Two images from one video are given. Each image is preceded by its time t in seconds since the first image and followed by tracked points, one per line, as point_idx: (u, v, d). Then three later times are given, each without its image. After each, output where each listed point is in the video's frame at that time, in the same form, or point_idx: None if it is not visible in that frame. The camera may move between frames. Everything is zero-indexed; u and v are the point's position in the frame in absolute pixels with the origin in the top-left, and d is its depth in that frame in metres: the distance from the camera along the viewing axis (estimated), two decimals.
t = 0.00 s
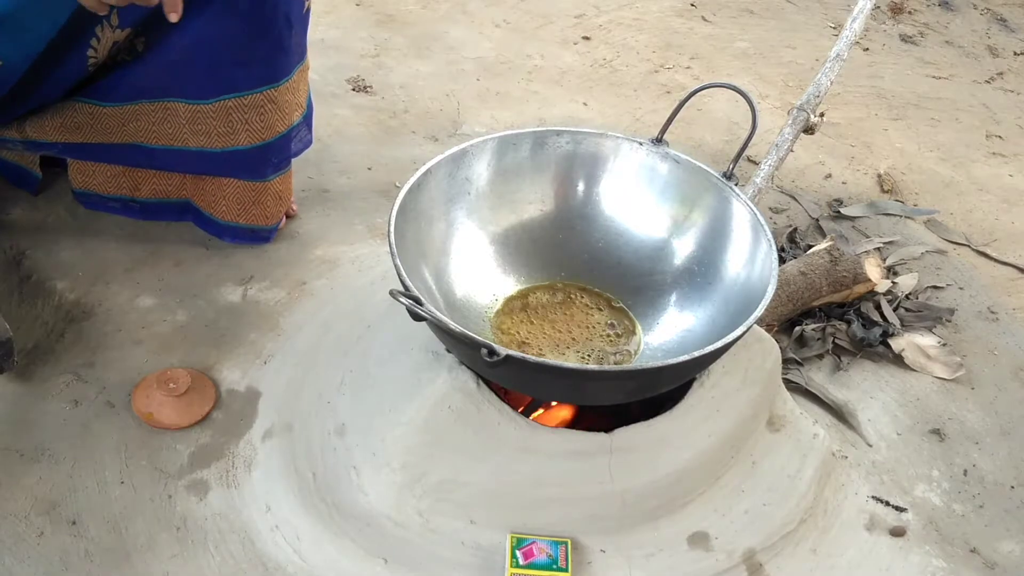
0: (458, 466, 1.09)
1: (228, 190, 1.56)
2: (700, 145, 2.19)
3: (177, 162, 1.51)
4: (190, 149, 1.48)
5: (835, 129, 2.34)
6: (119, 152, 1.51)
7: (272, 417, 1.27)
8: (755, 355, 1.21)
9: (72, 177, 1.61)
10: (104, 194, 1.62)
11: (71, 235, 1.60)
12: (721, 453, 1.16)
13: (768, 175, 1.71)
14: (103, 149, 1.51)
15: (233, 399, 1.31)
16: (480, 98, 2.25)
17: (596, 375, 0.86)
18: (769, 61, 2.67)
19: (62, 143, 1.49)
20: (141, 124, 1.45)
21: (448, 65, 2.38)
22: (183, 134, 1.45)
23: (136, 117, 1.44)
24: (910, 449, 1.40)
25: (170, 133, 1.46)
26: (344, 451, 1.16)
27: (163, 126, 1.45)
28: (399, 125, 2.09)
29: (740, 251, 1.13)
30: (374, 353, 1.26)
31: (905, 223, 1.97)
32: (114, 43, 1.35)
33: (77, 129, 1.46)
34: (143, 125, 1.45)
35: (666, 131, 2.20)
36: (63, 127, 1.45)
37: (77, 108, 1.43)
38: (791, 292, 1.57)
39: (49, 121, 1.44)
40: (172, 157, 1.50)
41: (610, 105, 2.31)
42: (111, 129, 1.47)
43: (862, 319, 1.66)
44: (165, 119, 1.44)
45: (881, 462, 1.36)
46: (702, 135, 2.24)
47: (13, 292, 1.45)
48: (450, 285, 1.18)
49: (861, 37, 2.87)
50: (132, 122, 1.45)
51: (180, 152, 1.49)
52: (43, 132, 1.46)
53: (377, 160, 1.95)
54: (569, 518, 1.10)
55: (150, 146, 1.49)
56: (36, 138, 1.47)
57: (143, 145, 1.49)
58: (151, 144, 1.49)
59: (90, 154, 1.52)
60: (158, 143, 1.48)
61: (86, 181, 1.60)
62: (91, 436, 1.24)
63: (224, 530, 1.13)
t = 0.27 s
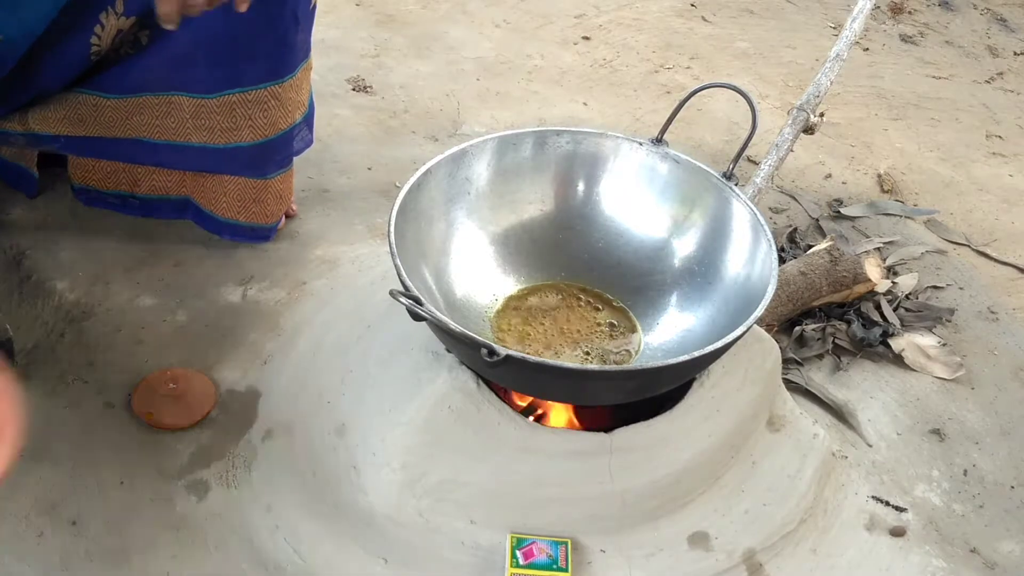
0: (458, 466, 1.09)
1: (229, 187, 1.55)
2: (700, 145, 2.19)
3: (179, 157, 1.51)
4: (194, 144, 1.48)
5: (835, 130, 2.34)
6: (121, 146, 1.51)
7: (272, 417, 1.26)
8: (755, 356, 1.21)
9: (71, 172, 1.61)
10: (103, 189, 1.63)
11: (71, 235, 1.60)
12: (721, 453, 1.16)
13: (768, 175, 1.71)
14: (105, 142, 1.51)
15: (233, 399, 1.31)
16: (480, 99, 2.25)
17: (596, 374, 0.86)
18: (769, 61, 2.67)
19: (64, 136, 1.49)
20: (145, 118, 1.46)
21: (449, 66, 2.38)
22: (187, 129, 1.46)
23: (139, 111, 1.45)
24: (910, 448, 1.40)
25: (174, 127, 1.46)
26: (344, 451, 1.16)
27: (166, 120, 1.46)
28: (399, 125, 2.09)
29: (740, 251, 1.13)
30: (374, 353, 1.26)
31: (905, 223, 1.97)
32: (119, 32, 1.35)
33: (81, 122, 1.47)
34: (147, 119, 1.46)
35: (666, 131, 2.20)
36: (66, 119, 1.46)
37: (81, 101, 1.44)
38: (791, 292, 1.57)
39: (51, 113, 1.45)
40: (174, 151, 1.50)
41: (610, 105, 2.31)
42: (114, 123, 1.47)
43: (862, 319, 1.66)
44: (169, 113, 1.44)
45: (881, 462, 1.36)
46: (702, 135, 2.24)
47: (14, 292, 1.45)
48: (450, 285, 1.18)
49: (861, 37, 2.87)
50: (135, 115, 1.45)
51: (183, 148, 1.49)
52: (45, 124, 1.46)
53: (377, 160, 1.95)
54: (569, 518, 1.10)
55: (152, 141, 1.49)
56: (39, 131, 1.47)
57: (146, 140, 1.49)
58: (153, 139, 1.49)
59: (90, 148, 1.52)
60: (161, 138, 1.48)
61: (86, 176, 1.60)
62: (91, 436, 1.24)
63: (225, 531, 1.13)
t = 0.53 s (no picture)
0: (458, 466, 1.09)
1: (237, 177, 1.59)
2: (701, 145, 2.19)
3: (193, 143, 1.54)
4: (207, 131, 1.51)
5: (835, 129, 2.34)
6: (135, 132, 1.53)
7: (272, 417, 1.26)
8: (756, 355, 1.21)
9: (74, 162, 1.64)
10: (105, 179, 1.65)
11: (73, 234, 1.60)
12: (721, 453, 1.16)
13: (768, 175, 1.71)
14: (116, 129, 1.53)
15: (233, 400, 1.31)
16: (480, 99, 2.25)
17: (595, 374, 0.86)
18: (769, 61, 2.67)
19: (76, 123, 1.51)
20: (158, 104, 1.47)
21: (449, 66, 2.38)
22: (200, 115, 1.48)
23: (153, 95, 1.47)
24: (910, 448, 1.40)
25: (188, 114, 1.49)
26: (344, 451, 1.16)
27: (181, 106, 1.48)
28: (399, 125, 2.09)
29: (739, 251, 1.13)
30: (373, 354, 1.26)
31: (905, 223, 1.97)
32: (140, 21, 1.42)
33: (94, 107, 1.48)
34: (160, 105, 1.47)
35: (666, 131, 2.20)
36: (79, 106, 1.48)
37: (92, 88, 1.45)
38: (791, 292, 1.57)
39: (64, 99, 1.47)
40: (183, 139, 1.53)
41: (610, 105, 2.31)
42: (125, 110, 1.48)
43: (862, 319, 1.66)
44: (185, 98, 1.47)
45: (881, 462, 1.36)
46: (702, 135, 2.24)
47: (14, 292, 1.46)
48: (451, 285, 1.18)
49: (861, 37, 2.87)
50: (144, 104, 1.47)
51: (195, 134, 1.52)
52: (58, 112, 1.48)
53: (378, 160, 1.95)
54: (569, 518, 1.10)
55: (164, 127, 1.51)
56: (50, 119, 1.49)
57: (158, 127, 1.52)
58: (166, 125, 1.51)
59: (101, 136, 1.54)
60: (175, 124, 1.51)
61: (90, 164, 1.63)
62: (91, 436, 1.24)
63: (224, 531, 1.13)
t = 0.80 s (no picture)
0: (458, 466, 1.09)
1: (245, 167, 1.61)
2: (701, 145, 2.19)
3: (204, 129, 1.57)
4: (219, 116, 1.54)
5: (835, 130, 2.34)
6: (147, 117, 1.57)
7: (273, 417, 1.26)
8: (755, 356, 1.21)
9: (79, 154, 1.66)
10: (106, 171, 1.65)
11: (73, 234, 1.60)
12: (721, 453, 1.16)
13: (768, 175, 1.71)
14: (131, 113, 1.57)
15: (233, 400, 1.31)
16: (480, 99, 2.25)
17: (595, 374, 0.86)
18: (769, 61, 2.67)
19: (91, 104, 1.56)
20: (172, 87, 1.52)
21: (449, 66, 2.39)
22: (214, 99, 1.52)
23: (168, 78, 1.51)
24: (910, 449, 1.40)
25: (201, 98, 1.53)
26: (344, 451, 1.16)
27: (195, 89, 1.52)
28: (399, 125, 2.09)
29: (739, 252, 1.14)
30: (374, 354, 1.26)
31: (905, 223, 1.97)
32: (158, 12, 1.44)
33: (109, 88, 1.53)
34: (175, 87, 1.52)
35: (666, 131, 2.20)
36: (95, 86, 1.53)
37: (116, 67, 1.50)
38: (791, 292, 1.57)
39: (84, 80, 1.52)
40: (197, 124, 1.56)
41: (610, 105, 2.31)
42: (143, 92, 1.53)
43: (862, 319, 1.66)
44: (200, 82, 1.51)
45: (881, 462, 1.37)
46: (702, 135, 2.24)
47: (14, 292, 1.46)
48: (450, 285, 1.18)
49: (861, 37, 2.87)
50: (163, 83, 1.52)
51: (207, 119, 1.55)
52: (74, 93, 1.54)
53: (378, 160, 1.95)
54: (569, 518, 1.10)
55: (177, 111, 1.55)
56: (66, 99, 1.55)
57: (170, 112, 1.56)
58: (179, 108, 1.55)
59: (114, 120, 1.59)
60: (188, 109, 1.55)
61: (94, 156, 1.64)
62: (91, 436, 1.24)
63: (224, 531, 1.13)
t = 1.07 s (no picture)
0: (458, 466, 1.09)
1: (248, 166, 1.62)
2: (701, 145, 2.19)
3: (210, 127, 1.59)
4: (226, 113, 1.56)
5: (835, 129, 2.34)
6: (152, 112, 1.58)
7: (273, 417, 1.26)
8: (755, 356, 1.21)
9: (81, 150, 1.66)
10: (108, 167, 1.66)
11: (73, 234, 1.60)
12: (721, 453, 1.16)
13: (768, 175, 1.71)
14: (138, 108, 1.58)
15: (233, 400, 1.31)
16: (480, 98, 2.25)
17: (595, 374, 0.86)
18: (769, 61, 2.67)
19: (99, 98, 1.58)
20: (181, 83, 1.54)
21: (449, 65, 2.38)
22: (222, 96, 1.55)
23: (177, 74, 1.53)
24: (910, 448, 1.40)
25: (209, 94, 1.55)
26: (344, 451, 1.16)
27: (204, 85, 1.54)
28: (399, 125, 2.09)
29: (739, 251, 1.14)
30: (374, 354, 1.26)
31: (905, 223, 1.97)
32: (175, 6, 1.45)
33: (118, 82, 1.55)
34: (184, 83, 1.54)
35: (666, 131, 2.20)
36: (104, 79, 1.55)
37: (128, 61, 1.53)
38: (791, 292, 1.57)
39: (94, 73, 1.54)
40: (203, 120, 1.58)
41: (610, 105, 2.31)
42: (152, 85, 1.55)
43: (862, 319, 1.66)
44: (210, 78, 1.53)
45: (881, 462, 1.37)
46: (702, 135, 2.24)
47: (14, 292, 1.45)
48: (450, 285, 1.18)
49: (861, 37, 2.87)
50: (173, 78, 1.54)
51: (214, 116, 1.57)
52: (82, 87, 1.56)
53: (378, 160, 1.95)
54: (569, 518, 1.10)
55: (184, 108, 1.57)
56: (74, 93, 1.58)
57: (176, 108, 1.57)
58: (185, 104, 1.56)
59: (120, 116, 1.60)
60: (194, 105, 1.56)
61: (96, 151, 1.64)
62: (91, 436, 1.24)
63: (224, 531, 1.13)
